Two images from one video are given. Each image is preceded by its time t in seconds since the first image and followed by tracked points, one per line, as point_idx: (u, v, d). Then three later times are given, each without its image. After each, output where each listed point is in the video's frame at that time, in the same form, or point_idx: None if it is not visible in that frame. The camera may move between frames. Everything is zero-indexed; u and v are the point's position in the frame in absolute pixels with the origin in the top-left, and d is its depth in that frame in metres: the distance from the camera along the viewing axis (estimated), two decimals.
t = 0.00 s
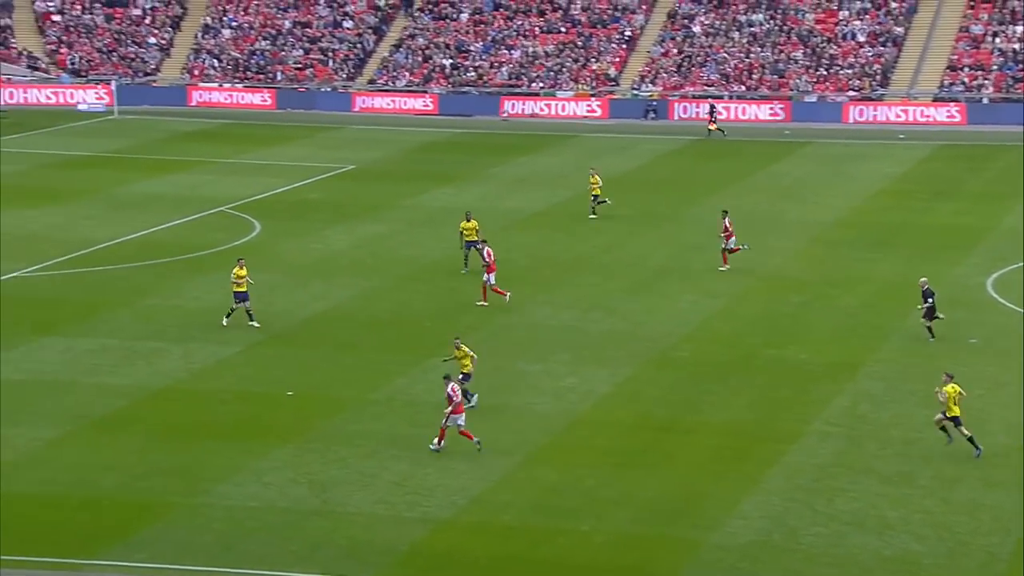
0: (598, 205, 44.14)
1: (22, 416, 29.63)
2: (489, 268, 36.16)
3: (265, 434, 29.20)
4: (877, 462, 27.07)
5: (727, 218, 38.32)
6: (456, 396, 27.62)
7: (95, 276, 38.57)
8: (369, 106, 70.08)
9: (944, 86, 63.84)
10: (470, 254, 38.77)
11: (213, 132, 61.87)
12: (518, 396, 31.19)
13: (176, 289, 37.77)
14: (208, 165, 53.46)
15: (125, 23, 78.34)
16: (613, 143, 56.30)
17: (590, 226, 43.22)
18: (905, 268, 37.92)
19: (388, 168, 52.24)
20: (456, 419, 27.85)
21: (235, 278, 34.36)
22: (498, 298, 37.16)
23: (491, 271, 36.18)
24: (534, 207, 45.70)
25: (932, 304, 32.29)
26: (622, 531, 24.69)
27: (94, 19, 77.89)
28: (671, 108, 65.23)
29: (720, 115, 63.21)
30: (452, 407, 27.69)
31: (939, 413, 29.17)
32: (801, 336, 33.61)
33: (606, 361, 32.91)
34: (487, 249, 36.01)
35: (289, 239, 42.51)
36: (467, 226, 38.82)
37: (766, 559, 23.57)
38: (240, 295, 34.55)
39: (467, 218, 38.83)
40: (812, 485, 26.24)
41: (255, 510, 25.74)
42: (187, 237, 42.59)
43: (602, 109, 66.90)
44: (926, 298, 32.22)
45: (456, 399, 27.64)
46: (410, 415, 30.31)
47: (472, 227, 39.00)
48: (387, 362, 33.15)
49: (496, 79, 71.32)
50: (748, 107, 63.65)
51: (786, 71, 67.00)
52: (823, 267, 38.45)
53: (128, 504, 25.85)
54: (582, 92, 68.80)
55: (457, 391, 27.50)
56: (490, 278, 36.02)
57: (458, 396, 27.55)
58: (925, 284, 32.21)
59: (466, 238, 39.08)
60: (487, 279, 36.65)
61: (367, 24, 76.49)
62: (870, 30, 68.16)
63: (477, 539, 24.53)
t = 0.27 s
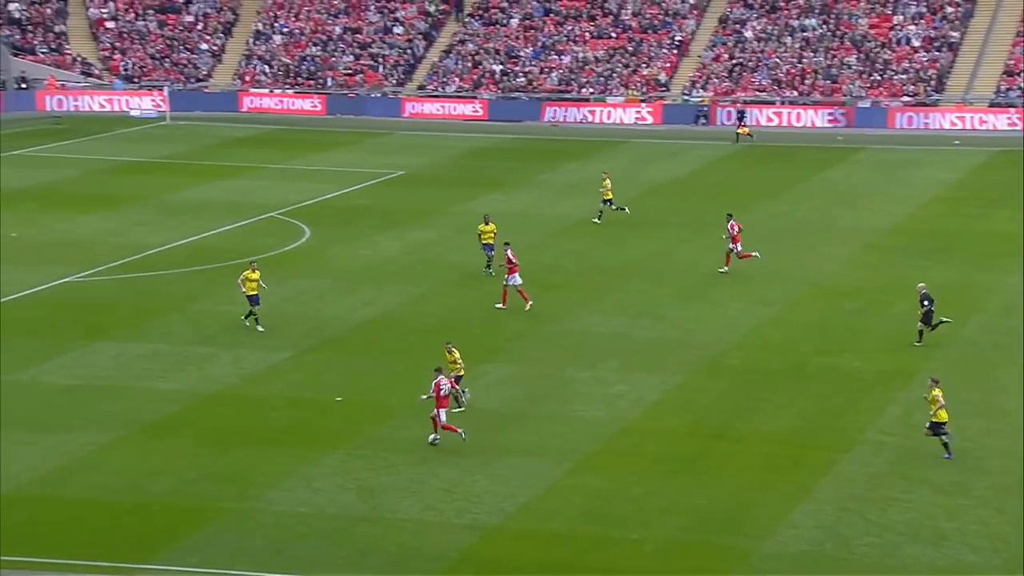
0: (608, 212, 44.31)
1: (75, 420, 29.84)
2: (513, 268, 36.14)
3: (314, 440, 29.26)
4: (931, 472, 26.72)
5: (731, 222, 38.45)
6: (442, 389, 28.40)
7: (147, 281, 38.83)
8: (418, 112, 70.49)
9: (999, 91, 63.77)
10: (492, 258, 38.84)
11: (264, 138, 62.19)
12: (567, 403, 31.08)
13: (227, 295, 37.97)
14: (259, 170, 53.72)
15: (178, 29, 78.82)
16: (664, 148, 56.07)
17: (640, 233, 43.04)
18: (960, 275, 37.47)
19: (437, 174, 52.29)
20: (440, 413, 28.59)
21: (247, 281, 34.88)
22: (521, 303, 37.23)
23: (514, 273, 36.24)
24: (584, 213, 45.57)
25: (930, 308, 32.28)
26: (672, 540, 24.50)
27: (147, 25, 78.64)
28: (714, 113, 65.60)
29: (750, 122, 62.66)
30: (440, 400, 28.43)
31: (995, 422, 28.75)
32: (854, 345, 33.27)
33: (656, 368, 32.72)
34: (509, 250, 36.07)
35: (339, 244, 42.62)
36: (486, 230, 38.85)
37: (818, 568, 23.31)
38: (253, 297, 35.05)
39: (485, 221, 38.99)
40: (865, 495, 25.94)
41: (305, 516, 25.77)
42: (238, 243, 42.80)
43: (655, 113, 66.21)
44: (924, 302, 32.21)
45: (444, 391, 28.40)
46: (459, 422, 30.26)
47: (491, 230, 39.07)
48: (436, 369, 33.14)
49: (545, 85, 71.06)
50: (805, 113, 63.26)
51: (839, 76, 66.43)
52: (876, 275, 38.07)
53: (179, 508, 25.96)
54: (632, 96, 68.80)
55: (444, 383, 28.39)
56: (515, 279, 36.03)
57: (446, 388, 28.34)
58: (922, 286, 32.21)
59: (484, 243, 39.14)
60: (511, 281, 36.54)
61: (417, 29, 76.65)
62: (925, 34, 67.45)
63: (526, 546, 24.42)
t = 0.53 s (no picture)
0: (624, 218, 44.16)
1: (129, 426, 30.01)
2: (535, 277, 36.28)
3: (367, 448, 29.26)
4: (991, 484, 26.28)
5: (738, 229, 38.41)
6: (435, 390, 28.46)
7: (202, 287, 39.05)
8: (472, 119, 70.17)
9: None
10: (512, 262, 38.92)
11: (318, 144, 62.44)
12: (620, 412, 30.88)
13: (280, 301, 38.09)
14: (313, 177, 53.91)
15: (233, 36, 79.26)
16: (718, 155, 55.72)
17: (694, 240, 42.75)
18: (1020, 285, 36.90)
19: (490, 181, 52.24)
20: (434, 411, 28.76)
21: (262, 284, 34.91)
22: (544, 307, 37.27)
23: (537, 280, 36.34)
24: (637, 220, 45.34)
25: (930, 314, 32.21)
26: (726, 550, 24.23)
27: (203, 32, 79.24)
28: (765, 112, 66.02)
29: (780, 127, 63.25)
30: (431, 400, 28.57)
31: None
32: (911, 354, 32.83)
33: (709, 377, 32.45)
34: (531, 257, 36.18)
35: (392, 251, 42.65)
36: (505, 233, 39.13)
37: None
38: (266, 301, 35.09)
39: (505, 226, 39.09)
40: (923, 506, 25.55)
41: (357, 523, 25.75)
42: (291, 249, 42.96)
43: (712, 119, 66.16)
44: (924, 309, 32.15)
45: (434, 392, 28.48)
46: (511, 430, 30.14)
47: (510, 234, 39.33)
48: (489, 376, 33.05)
49: (599, 92, 71.24)
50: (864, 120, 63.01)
51: (898, 82, 66.00)
52: (934, 283, 37.57)
53: (231, 514, 26.02)
54: (688, 103, 68.34)
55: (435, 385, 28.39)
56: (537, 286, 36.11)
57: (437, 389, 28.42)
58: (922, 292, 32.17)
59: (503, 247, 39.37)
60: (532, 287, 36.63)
61: (471, 36, 76.68)
62: (986, 40, 66.83)
63: (578, 555, 24.25)
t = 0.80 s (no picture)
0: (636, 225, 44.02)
1: (176, 432, 30.09)
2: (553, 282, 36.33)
3: (413, 456, 29.19)
4: None
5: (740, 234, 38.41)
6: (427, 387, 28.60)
7: (250, 294, 39.17)
8: (519, 125, 70.71)
9: None
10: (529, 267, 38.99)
11: (365, 152, 62.58)
12: (667, 421, 30.66)
13: (327, 308, 38.14)
14: (360, 184, 54.02)
15: (282, 44, 79.61)
16: (767, 163, 55.32)
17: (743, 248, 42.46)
18: None
19: (538, 188, 52.12)
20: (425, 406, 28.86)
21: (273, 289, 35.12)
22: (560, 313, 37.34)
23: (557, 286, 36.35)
24: (686, 228, 45.07)
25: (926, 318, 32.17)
26: (775, 561, 23.95)
27: (252, 39, 79.68)
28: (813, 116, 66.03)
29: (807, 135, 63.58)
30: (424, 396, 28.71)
31: None
32: (964, 364, 32.39)
33: (758, 386, 32.15)
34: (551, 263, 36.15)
35: (439, 258, 42.61)
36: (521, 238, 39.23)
37: None
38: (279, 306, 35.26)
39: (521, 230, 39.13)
40: (976, 519, 25.16)
41: (402, 531, 25.68)
42: (338, 256, 43.02)
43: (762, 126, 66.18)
44: (920, 313, 32.13)
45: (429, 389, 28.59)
46: (557, 439, 29.99)
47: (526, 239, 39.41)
48: (535, 385, 32.90)
49: (647, 99, 70.77)
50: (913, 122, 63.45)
51: (951, 89, 65.25)
52: (987, 292, 37.07)
53: (277, 521, 26.02)
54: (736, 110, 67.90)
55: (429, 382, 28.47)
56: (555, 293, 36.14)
57: (432, 387, 28.48)
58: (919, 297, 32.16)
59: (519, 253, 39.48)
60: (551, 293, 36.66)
61: (519, 42, 76.64)
62: None
63: (625, 565, 24.04)
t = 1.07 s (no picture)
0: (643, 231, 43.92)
1: (217, 439, 30.10)
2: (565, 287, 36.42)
3: (453, 464, 29.07)
4: None
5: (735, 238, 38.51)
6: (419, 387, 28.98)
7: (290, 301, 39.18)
8: (559, 132, 70.22)
9: None
10: (538, 270, 39.11)
11: (405, 158, 62.58)
12: (709, 430, 30.40)
13: (367, 315, 38.09)
14: (400, 191, 54.00)
15: (323, 50, 79.76)
16: (810, 169, 54.90)
17: (786, 255, 42.12)
18: None
19: (578, 195, 51.93)
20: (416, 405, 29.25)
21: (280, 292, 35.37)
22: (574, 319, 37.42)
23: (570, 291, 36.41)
24: (727, 235, 44.77)
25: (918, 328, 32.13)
26: (817, 571, 23.67)
27: (293, 46, 79.81)
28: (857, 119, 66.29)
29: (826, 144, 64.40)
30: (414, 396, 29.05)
31: None
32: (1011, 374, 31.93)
33: (800, 395, 31.84)
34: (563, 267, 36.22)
35: (479, 265, 42.50)
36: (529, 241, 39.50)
37: None
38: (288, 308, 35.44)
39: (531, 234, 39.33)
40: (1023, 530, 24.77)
41: (442, 539, 25.56)
42: (378, 263, 42.98)
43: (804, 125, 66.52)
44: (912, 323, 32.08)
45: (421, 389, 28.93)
46: (598, 448, 29.80)
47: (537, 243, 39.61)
48: (576, 393, 32.72)
49: (690, 105, 70.51)
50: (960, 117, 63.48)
51: (998, 96, 64.64)
52: None
53: (317, 529, 25.96)
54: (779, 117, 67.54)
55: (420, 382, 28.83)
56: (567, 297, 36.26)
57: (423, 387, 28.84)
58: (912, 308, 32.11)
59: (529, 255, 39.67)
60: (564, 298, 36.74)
61: (560, 49, 76.51)
62: None
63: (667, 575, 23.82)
